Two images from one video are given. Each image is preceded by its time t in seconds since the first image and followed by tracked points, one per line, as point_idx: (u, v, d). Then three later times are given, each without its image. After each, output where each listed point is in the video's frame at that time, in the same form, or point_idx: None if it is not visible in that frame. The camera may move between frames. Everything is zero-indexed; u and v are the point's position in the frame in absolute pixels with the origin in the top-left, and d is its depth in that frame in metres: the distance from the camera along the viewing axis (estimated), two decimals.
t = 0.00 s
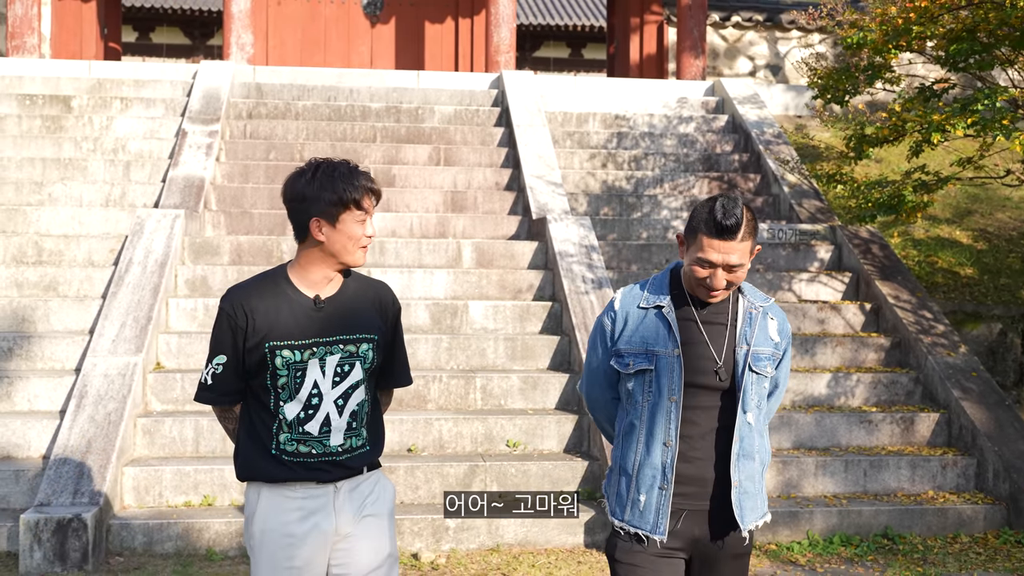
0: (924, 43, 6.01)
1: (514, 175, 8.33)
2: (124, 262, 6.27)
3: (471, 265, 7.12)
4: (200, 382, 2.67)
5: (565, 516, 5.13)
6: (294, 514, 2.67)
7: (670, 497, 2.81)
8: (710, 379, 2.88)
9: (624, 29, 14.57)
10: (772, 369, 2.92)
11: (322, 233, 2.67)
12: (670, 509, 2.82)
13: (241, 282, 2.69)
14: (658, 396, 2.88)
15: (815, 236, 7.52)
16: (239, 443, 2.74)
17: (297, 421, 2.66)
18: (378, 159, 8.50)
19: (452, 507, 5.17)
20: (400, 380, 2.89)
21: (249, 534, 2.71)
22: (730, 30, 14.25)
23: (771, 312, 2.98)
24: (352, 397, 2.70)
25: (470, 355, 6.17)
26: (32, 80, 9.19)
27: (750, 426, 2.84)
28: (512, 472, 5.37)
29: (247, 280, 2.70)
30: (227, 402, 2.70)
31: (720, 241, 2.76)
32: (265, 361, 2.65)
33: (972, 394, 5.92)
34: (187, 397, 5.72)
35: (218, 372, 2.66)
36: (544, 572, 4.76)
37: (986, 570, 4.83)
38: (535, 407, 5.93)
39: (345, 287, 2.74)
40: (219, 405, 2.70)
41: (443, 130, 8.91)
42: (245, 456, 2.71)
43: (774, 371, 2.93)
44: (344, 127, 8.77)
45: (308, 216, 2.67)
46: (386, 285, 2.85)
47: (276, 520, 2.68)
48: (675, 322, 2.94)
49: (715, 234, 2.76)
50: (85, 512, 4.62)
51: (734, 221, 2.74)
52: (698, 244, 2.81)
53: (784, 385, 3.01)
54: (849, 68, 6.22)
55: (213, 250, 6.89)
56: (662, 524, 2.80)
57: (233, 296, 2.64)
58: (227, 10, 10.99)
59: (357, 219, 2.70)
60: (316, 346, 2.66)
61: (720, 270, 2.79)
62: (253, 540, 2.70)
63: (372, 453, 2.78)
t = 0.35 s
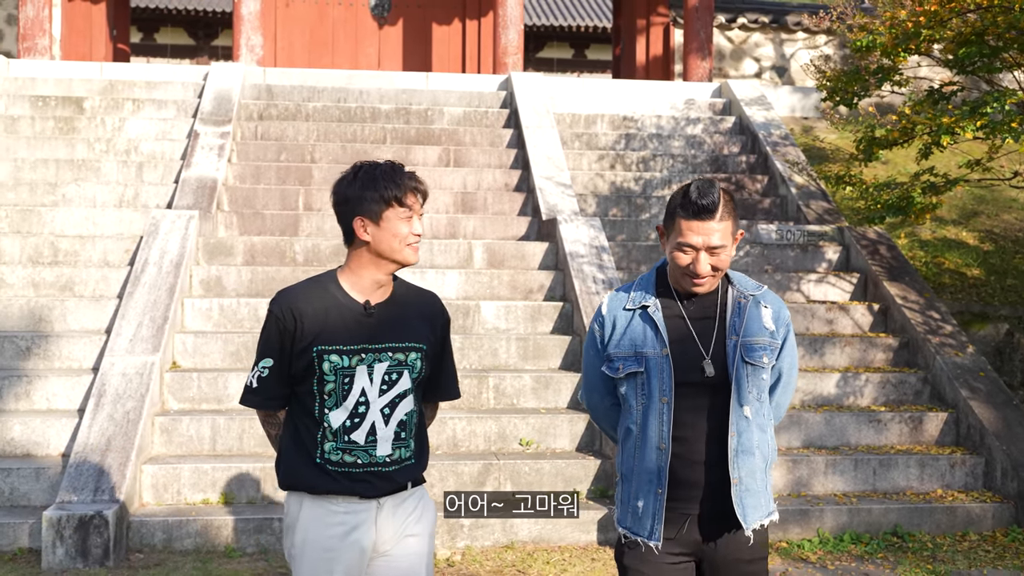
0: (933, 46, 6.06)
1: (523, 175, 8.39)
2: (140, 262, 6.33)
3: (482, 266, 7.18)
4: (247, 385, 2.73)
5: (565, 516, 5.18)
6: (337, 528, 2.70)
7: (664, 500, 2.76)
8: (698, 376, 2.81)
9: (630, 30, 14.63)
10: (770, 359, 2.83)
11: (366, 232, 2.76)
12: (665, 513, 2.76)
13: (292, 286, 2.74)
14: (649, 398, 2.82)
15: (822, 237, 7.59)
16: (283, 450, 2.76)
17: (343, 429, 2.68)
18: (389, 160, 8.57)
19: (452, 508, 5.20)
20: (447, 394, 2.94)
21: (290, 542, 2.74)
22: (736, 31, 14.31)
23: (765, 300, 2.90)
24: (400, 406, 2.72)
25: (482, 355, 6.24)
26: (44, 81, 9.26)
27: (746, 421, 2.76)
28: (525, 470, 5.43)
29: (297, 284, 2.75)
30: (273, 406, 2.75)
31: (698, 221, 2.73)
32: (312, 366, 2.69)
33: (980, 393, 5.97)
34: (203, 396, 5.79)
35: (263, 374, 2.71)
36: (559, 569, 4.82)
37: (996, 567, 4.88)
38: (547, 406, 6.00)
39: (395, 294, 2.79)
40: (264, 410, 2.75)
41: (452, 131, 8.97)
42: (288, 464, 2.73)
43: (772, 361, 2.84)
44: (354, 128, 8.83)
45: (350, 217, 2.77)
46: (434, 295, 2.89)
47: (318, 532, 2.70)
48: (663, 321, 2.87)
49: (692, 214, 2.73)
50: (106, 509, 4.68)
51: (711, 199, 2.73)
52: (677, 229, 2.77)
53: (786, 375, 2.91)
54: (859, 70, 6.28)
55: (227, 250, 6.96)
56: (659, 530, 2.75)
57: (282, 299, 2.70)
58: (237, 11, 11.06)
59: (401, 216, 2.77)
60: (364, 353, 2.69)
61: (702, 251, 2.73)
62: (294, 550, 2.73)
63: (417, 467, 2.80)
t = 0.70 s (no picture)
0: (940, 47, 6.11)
1: (531, 176, 8.45)
2: (155, 262, 6.39)
3: (492, 265, 7.24)
4: (298, 375, 2.80)
5: (578, 513, 5.23)
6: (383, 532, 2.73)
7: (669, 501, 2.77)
8: (689, 376, 2.82)
9: (636, 30, 14.68)
10: (776, 355, 2.83)
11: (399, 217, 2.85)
12: (670, 514, 2.78)
13: (347, 274, 2.82)
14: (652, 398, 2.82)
15: (829, 237, 7.65)
16: (331, 444, 2.81)
17: (389, 424, 2.72)
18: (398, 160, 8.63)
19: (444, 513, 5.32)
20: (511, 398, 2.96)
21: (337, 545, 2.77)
22: (741, 32, 14.36)
23: (771, 294, 2.90)
24: (448, 405, 2.76)
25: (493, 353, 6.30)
26: (55, 82, 9.33)
27: (750, 418, 2.77)
28: (537, 467, 5.49)
29: (354, 274, 2.82)
30: (323, 397, 2.80)
31: (688, 211, 2.77)
32: (360, 357, 2.76)
33: (987, 391, 6.03)
34: (218, 394, 5.86)
35: (313, 364, 2.78)
36: (572, 564, 4.88)
37: (1004, 563, 4.94)
38: (558, 404, 6.06)
39: (451, 287, 2.83)
40: (314, 401, 2.80)
41: (460, 131, 9.03)
42: (337, 459, 2.77)
43: (778, 357, 2.84)
44: (363, 129, 8.89)
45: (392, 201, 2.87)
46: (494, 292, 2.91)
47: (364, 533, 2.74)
48: (664, 320, 2.87)
49: (688, 201, 2.77)
50: (126, 505, 4.75)
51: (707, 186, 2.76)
52: (673, 218, 2.80)
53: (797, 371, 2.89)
54: (867, 71, 6.35)
55: (240, 250, 7.02)
56: (663, 532, 2.77)
57: (333, 288, 2.78)
58: (245, 12, 11.12)
59: (419, 202, 2.80)
60: (414, 346, 2.74)
61: (700, 239, 2.76)
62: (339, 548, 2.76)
63: (468, 469, 2.80)
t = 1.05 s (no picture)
0: (942, 49, 6.15)
1: (534, 177, 8.49)
2: (161, 262, 6.43)
3: (496, 266, 7.29)
4: (311, 376, 2.86)
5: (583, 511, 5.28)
6: (385, 533, 2.76)
7: (687, 513, 2.77)
8: (714, 385, 2.80)
9: (637, 31, 14.71)
10: (802, 368, 2.81)
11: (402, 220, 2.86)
12: (689, 527, 2.78)
13: (364, 278, 2.86)
14: (670, 407, 2.82)
15: (831, 237, 7.69)
16: (342, 446, 2.84)
17: (391, 429, 2.73)
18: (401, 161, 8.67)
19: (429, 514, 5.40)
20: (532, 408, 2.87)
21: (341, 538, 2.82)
22: (742, 33, 14.41)
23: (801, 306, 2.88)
24: (450, 413, 2.74)
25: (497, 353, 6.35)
26: (60, 84, 9.37)
27: (772, 433, 2.75)
28: (542, 466, 5.53)
29: (369, 277, 2.85)
30: (335, 397, 2.84)
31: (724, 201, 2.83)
32: (366, 360, 2.78)
33: (989, 390, 6.07)
34: (225, 393, 5.90)
35: (326, 365, 2.83)
36: (578, 562, 4.92)
37: (1005, 560, 4.98)
38: (562, 404, 6.10)
39: (463, 288, 2.81)
40: (326, 401, 2.85)
41: (464, 133, 9.07)
42: (346, 461, 2.81)
43: (804, 371, 2.82)
44: (367, 130, 8.94)
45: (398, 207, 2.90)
46: (508, 293, 2.88)
47: (364, 531, 2.78)
48: (687, 327, 2.87)
49: (720, 190, 2.83)
50: (135, 503, 4.79)
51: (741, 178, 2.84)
52: (704, 209, 2.86)
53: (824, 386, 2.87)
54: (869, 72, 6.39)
55: (245, 250, 7.06)
56: (682, 543, 2.77)
57: (344, 292, 2.82)
58: (249, 14, 11.17)
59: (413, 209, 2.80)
60: (416, 352, 2.73)
61: (730, 228, 2.80)
62: (342, 542, 2.81)
63: (478, 477, 2.78)
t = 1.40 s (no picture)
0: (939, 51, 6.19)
1: (534, 178, 8.53)
2: (163, 263, 6.48)
3: (495, 266, 7.34)
4: (272, 395, 2.74)
5: (582, 510, 5.32)
6: (346, 558, 2.62)
7: (728, 530, 2.61)
8: (764, 397, 2.65)
9: (636, 32, 14.75)
10: (861, 387, 2.64)
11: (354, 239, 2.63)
12: (730, 546, 2.62)
13: (317, 293, 2.71)
14: (718, 415, 2.68)
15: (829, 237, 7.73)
16: (306, 466, 2.73)
17: (348, 450, 2.60)
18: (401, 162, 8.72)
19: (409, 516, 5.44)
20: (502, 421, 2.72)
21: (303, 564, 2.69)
22: (741, 34, 14.45)
23: (865, 320, 2.71)
24: (409, 433, 2.60)
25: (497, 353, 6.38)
26: (61, 85, 9.41)
27: (821, 453, 2.59)
28: (541, 465, 5.57)
29: (321, 292, 2.71)
30: (298, 416, 2.73)
31: (792, 189, 2.71)
32: (322, 379, 2.65)
33: (984, 390, 6.12)
34: (226, 393, 5.94)
35: (283, 385, 2.71)
36: (577, 560, 4.97)
37: (1000, 558, 5.03)
38: (561, 403, 6.14)
39: (418, 304, 2.64)
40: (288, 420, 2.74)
41: (463, 134, 9.12)
42: (308, 482, 2.69)
43: (863, 390, 2.64)
44: (367, 131, 8.98)
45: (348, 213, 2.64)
46: (471, 302, 2.72)
47: (326, 556, 2.64)
48: (740, 331, 2.73)
49: (786, 180, 2.72)
50: (138, 502, 4.83)
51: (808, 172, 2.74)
52: (768, 200, 2.74)
53: (885, 412, 2.68)
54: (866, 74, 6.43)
55: (246, 251, 7.11)
56: (721, 561, 2.60)
57: (300, 308, 2.69)
58: (249, 16, 11.21)
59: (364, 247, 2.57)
60: (372, 369, 2.59)
61: (796, 218, 2.68)
62: (303, 569, 2.68)
63: (441, 500, 2.63)
